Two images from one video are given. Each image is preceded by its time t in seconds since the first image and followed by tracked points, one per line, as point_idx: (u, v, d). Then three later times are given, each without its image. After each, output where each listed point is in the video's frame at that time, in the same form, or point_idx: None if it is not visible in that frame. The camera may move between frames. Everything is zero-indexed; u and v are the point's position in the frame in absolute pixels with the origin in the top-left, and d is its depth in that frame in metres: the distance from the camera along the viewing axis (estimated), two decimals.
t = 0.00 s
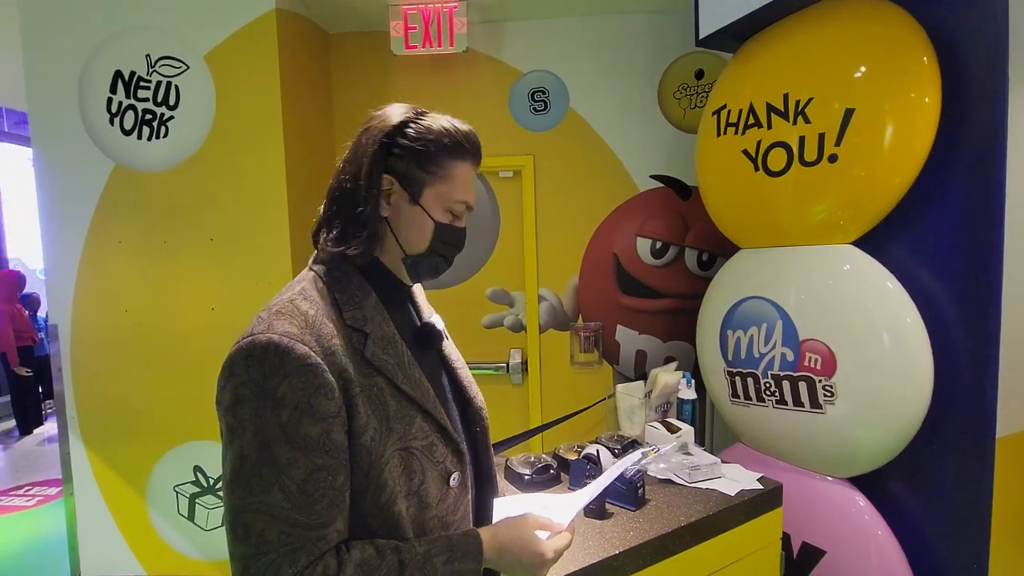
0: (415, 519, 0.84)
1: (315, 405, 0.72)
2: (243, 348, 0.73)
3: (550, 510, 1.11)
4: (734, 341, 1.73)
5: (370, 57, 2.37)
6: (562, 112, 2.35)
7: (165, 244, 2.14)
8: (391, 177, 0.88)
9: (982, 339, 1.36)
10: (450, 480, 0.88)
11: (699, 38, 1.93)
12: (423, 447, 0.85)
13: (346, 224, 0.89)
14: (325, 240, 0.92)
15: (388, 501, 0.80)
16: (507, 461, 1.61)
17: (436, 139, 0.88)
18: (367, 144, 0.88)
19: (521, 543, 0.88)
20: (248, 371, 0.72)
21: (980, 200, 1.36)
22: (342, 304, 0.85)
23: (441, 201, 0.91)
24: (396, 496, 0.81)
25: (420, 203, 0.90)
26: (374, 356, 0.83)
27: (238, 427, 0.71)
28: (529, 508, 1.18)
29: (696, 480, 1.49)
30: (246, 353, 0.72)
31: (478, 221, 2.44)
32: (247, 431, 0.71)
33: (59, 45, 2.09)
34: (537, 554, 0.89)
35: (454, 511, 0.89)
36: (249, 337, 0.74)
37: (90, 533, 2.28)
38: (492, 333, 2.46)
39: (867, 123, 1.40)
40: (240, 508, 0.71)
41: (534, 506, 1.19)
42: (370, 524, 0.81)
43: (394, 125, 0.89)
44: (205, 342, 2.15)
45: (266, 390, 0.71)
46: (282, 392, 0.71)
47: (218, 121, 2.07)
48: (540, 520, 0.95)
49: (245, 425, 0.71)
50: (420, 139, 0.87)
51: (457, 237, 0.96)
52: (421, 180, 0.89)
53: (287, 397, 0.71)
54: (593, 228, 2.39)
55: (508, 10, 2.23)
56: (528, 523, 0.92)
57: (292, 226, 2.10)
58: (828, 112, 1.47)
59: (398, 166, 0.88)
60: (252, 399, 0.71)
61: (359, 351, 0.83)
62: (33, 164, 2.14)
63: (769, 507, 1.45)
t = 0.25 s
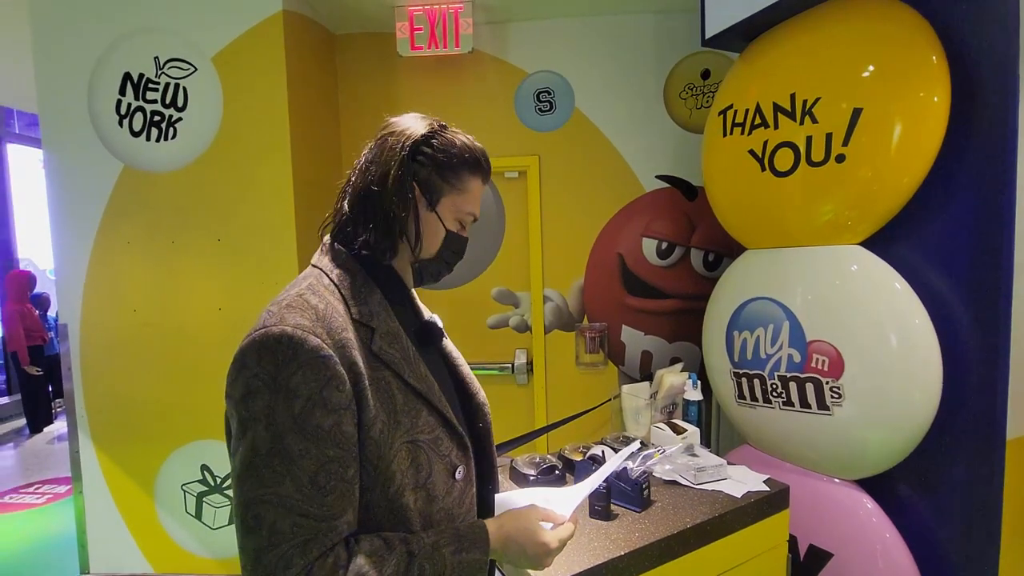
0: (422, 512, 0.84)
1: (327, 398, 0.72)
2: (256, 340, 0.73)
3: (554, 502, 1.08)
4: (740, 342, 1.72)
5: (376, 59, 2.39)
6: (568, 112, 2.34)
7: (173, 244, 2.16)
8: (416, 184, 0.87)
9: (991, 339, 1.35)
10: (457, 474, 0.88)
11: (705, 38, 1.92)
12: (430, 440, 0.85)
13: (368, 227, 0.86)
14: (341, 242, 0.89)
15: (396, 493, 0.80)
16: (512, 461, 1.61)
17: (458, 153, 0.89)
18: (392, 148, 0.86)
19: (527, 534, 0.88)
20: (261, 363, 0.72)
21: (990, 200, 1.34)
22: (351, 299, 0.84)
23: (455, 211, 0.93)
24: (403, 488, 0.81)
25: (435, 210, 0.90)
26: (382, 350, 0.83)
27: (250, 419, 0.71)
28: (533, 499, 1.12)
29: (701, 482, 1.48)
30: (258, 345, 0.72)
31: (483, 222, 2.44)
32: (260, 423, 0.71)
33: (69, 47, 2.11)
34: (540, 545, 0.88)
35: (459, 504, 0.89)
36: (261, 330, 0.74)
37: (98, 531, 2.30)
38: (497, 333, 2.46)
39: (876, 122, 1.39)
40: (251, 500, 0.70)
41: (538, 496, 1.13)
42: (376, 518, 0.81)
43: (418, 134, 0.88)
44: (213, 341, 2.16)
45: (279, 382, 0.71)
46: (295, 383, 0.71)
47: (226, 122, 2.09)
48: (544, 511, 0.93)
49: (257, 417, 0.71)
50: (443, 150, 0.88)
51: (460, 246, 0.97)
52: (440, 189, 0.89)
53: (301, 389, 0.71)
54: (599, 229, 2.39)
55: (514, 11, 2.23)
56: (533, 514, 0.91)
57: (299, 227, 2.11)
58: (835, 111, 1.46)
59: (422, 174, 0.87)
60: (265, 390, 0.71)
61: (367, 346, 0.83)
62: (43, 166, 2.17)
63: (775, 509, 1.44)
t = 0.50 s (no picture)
0: (427, 508, 0.84)
1: (332, 393, 0.72)
2: (260, 338, 0.73)
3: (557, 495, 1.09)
4: (746, 343, 1.71)
5: (380, 60, 2.39)
6: (572, 112, 2.34)
7: (179, 244, 2.17)
8: (417, 185, 0.87)
9: (1000, 341, 1.34)
10: (461, 470, 0.88)
11: (711, 37, 1.91)
12: (435, 436, 0.85)
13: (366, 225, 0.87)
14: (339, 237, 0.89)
15: (401, 489, 0.80)
16: (515, 461, 1.61)
17: (462, 156, 0.89)
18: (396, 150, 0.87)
19: (530, 528, 0.88)
20: (266, 360, 0.72)
21: (999, 200, 1.33)
22: (354, 297, 0.84)
23: (456, 214, 0.91)
24: (409, 483, 0.81)
25: (436, 213, 0.89)
26: (385, 347, 0.83)
27: (255, 415, 0.71)
28: (535, 494, 1.13)
29: (707, 483, 1.48)
30: (263, 342, 0.72)
31: (488, 222, 2.44)
32: (265, 419, 0.71)
33: (77, 49, 2.13)
34: (544, 539, 0.88)
35: (465, 499, 0.89)
36: (266, 327, 0.74)
37: (105, 529, 2.31)
38: (502, 333, 2.46)
39: (883, 121, 1.38)
40: (257, 496, 0.70)
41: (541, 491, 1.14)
42: (382, 513, 0.81)
43: (424, 136, 0.88)
44: (218, 341, 2.17)
45: (284, 378, 0.71)
46: (300, 379, 0.71)
47: (232, 123, 2.10)
48: (546, 506, 0.94)
49: (263, 413, 0.71)
50: (447, 152, 0.88)
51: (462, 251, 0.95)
52: (441, 191, 0.88)
53: (305, 384, 0.71)
54: (603, 229, 2.38)
55: (518, 11, 2.23)
56: (536, 507, 0.92)
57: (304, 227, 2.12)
58: (842, 111, 1.45)
59: (422, 175, 0.87)
60: (270, 387, 0.71)
61: (371, 342, 0.83)
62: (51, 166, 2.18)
63: (780, 510, 1.43)
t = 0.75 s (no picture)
0: (427, 503, 0.84)
1: (328, 390, 0.72)
2: (258, 336, 0.73)
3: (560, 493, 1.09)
4: (752, 343, 1.70)
5: (387, 60, 2.39)
6: (578, 112, 2.34)
7: (186, 243, 2.18)
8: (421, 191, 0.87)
9: (1010, 342, 1.33)
10: (462, 466, 0.87)
11: (717, 36, 1.90)
12: (434, 433, 0.84)
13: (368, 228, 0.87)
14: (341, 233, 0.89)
15: (400, 484, 0.80)
16: (521, 461, 1.61)
17: (468, 164, 0.88)
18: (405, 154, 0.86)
19: (529, 522, 0.87)
20: (263, 358, 0.72)
21: (1010, 200, 1.32)
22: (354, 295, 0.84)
23: (458, 223, 0.91)
24: (407, 478, 0.81)
25: (439, 219, 0.88)
26: (384, 343, 0.82)
27: (253, 412, 0.72)
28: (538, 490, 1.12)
29: (713, 483, 1.47)
30: (260, 339, 0.73)
31: (493, 222, 2.44)
32: (262, 416, 0.71)
33: (86, 49, 2.15)
34: (544, 533, 0.87)
35: (466, 496, 0.88)
36: (264, 325, 0.74)
37: (112, 526, 2.33)
38: (507, 333, 2.46)
39: (891, 120, 1.37)
40: (257, 492, 0.71)
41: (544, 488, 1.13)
42: (382, 509, 0.81)
43: (433, 141, 0.88)
44: (225, 339, 2.19)
45: (281, 375, 0.71)
46: (296, 377, 0.71)
47: (239, 123, 2.11)
48: (548, 501, 0.94)
49: (260, 410, 0.71)
50: (453, 160, 0.87)
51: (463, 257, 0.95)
52: (446, 198, 0.87)
53: (301, 382, 0.71)
54: (609, 229, 2.38)
55: (524, 10, 2.23)
56: (537, 502, 0.91)
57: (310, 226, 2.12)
58: (850, 109, 1.44)
59: (428, 181, 0.86)
60: (267, 384, 0.71)
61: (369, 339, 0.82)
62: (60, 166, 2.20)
63: (787, 512, 1.42)
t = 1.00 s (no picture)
0: (422, 505, 0.84)
1: (328, 389, 0.72)
2: (259, 332, 0.73)
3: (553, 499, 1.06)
4: (754, 343, 1.69)
5: (390, 58, 2.40)
6: (581, 111, 2.34)
7: (190, 240, 2.18)
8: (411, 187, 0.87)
9: (1014, 343, 1.32)
10: (457, 468, 0.88)
11: (721, 35, 1.90)
12: (432, 435, 0.84)
13: (363, 229, 0.88)
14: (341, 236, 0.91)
15: (395, 485, 0.80)
16: (523, 459, 1.61)
17: (456, 154, 0.87)
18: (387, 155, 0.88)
19: (522, 529, 0.87)
20: (264, 355, 0.72)
21: (1014, 201, 1.32)
22: (356, 295, 0.85)
23: (456, 212, 0.90)
24: (403, 479, 0.81)
25: (433, 211, 0.88)
26: (386, 345, 0.83)
27: (252, 409, 0.71)
28: (529, 497, 1.09)
29: (715, 483, 1.47)
30: (263, 336, 0.72)
31: (496, 220, 2.44)
32: (262, 413, 0.71)
33: (91, 46, 2.15)
34: (537, 540, 0.87)
35: (460, 499, 0.88)
36: (266, 322, 0.74)
37: (115, 522, 2.33)
38: (509, 332, 2.46)
39: (896, 120, 1.36)
40: (253, 487, 0.71)
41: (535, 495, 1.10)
42: (376, 509, 0.81)
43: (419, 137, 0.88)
44: (227, 337, 2.19)
45: (282, 373, 0.71)
46: (297, 375, 0.71)
47: (242, 120, 2.11)
48: (541, 507, 0.93)
49: (260, 406, 0.71)
50: (440, 151, 0.86)
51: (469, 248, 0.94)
52: (435, 189, 0.87)
53: (302, 379, 0.71)
54: (612, 228, 2.37)
55: (528, 9, 2.23)
56: (529, 509, 0.90)
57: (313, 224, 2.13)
58: (854, 109, 1.43)
59: (413, 176, 0.87)
60: (267, 381, 0.71)
61: (371, 340, 0.83)
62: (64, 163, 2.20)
63: (789, 512, 1.42)
